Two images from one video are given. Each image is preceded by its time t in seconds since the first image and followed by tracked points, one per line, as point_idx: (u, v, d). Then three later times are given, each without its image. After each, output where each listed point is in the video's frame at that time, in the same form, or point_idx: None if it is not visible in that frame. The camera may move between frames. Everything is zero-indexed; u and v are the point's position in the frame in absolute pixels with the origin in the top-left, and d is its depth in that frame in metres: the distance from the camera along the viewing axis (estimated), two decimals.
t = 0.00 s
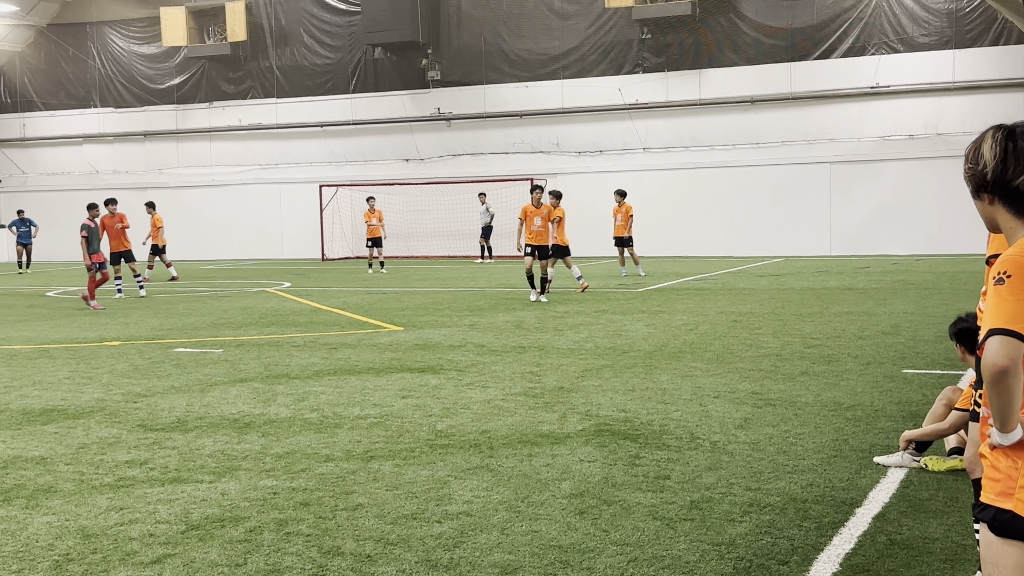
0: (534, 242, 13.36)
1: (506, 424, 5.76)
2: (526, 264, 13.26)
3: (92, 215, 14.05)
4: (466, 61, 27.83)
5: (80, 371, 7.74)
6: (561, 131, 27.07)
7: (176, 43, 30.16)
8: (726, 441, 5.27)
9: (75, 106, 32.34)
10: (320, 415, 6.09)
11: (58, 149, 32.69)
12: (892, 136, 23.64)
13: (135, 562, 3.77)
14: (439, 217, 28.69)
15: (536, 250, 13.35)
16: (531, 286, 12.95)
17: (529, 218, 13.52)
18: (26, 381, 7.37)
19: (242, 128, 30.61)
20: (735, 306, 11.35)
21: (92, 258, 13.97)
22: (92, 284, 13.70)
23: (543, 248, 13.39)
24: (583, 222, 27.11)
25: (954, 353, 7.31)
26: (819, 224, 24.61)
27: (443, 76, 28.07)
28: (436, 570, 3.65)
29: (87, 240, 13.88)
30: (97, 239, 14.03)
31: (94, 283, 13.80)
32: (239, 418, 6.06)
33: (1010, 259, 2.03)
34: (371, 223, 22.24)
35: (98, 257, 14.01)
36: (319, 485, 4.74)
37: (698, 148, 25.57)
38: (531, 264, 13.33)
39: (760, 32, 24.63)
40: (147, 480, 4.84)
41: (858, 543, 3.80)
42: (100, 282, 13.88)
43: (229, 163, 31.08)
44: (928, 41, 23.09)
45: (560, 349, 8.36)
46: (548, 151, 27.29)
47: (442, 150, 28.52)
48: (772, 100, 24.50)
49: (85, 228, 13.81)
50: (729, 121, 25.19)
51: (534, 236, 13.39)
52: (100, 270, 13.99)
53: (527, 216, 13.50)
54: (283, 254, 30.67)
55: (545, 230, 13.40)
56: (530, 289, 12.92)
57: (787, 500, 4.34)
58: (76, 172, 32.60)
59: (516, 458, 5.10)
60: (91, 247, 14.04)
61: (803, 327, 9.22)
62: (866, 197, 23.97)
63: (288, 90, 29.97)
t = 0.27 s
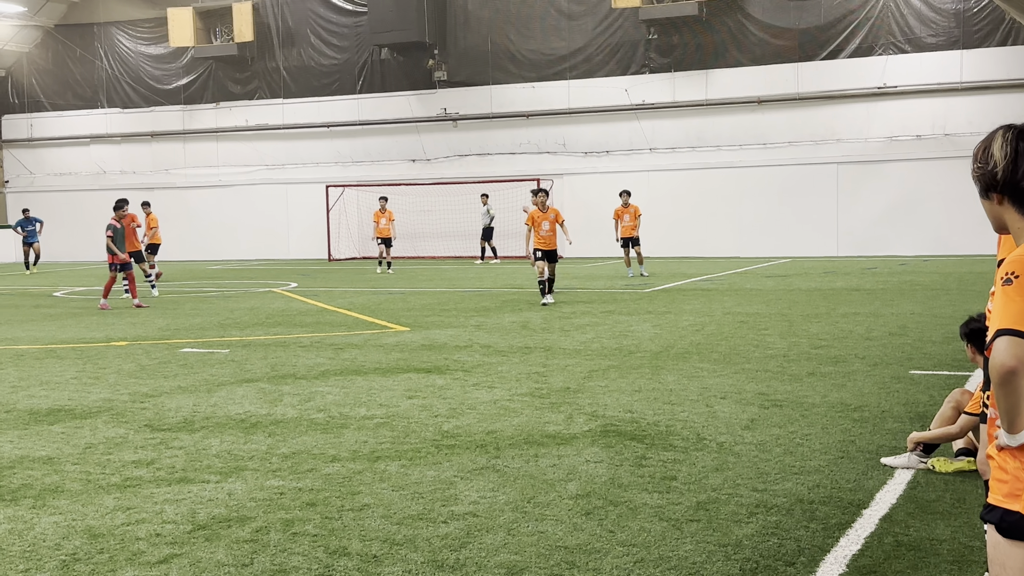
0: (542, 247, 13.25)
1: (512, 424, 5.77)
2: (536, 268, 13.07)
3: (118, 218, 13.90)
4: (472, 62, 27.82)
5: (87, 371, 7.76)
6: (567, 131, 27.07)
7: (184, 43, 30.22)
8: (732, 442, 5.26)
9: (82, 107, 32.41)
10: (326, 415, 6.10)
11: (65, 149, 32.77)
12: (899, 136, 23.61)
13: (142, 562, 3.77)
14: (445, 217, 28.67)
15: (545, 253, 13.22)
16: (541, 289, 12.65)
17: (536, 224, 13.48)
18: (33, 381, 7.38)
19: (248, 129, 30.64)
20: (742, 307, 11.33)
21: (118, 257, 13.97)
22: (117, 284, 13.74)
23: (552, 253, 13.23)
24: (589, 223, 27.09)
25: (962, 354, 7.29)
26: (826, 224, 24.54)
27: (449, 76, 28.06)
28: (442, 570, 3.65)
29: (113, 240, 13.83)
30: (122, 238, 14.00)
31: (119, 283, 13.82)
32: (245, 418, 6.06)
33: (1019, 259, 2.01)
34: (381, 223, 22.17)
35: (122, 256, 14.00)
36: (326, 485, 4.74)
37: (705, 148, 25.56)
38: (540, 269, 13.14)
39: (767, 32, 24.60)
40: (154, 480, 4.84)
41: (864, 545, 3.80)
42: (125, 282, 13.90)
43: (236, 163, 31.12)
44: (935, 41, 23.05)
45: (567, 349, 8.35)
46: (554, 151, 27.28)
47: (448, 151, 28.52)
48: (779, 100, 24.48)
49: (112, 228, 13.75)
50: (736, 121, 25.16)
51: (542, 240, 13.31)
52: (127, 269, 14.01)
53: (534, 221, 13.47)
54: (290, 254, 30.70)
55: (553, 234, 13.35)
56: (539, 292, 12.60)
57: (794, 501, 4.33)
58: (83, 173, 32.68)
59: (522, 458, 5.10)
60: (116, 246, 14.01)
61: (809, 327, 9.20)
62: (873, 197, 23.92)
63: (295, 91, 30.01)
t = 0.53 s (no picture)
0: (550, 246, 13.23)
1: (520, 424, 5.77)
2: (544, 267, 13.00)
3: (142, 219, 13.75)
4: (480, 62, 27.82)
5: (96, 372, 7.77)
6: (575, 132, 27.06)
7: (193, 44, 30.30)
8: (740, 443, 5.26)
9: (91, 108, 32.50)
10: (334, 415, 6.11)
11: (74, 150, 32.88)
12: (908, 137, 23.57)
13: (151, 562, 3.78)
14: (453, 218, 28.66)
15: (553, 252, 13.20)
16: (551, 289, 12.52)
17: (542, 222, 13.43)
18: (42, 381, 7.41)
19: (257, 129, 30.69)
20: (750, 308, 11.32)
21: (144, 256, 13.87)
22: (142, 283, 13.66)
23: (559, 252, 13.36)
24: (598, 223, 27.08)
25: (971, 355, 7.27)
26: (835, 225, 24.49)
27: (458, 77, 28.08)
28: (450, 570, 3.65)
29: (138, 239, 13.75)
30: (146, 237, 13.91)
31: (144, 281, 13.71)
32: (253, 418, 6.07)
33: None
34: (388, 223, 22.25)
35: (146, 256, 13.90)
36: (333, 485, 4.75)
37: (713, 148, 25.54)
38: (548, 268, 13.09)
39: (775, 33, 24.57)
40: (162, 481, 4.85)
41: (873, 546, 3.79)
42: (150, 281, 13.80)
43: (244, 163, 31.19)
44: (944, 42, 23.01)
45: (574, 350, 8.36)
46: (562, 152, 27.28)
47: (457, 151, 28.53)
48: (787, 101, 24.45)
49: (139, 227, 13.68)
50: (743, 122, 25.13)
51: (550, 239, 13.30)
52: (152, 268, 13.90)
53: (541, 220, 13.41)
54: (298, 255, 30.72)
55: (560, 233, 13.36)
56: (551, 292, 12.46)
57: (802, 502, 4.32)
58: (93, 173, 32.79)
59: (530, 459, 5.10)
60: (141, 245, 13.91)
61: (817, 328, 9.19)
62: (882, 197, 23.86)
63: (303, 91, 30.06)
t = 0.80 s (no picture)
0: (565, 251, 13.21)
1: (537, 425, 5.78)
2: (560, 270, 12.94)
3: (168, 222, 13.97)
4: (496, 63, 27.80)
5: (116, 371, 7.83)
6: (592, 132, 27.06)
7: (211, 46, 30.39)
8: (758, 444, 5.25)
9: (110, 109, 32.73)
10: (352, 415, 6.13)
11: (94, 152, 33.16)
12: (927, 137, 23.45)
13: (170, 561, 3.80)
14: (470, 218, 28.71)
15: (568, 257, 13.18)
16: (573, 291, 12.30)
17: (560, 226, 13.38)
18: (64, 380, 7.47)
19: (274, 131, 30.82)
20: (767, 308, 11.29)
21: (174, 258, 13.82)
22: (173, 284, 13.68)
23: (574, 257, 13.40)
24: (614, 224, 27.06)
25: (991, 356, 7.23)
26: (853, 226, 24.39)
27: (474, 78, 28.09)
28: (467, 570, 3.66)
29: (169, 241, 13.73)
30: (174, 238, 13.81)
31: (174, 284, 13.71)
32: (271, 418, 6.10)
33: None
34: (403, 224, 22.24)
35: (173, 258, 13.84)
36: (351, 485, 4.77)
37: (730, 148, 25.48)
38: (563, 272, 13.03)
39: (793, 33, 24.48)
40: (181, 480, 4.88)
41: (891, 548, 3.78)
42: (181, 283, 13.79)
43: (262, 165, 31.34)
44: (964, 41, 22.86)
45: (591, 351, 8.36)
46: (578, 152, 27.27)
47: (473, 152, 28.57)
48: (806, 100, 24.37)
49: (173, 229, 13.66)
50: (759, 122, 25.07)
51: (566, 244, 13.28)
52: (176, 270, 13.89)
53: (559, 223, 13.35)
54: (315, 256, 30.84)
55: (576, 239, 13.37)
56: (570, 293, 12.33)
57: (820, 503, 4.31)
58: (113, 174, 33.05)
59: (547, 459, 5.10)
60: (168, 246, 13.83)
61: (836, 329, 9.16)
62: (900, 198, 23.75)
63: (320, 92, 30.13)
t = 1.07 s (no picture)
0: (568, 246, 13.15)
1: (545, 425, 5.77)
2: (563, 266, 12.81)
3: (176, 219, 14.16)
4: (505, 63, 27.78)
5: (124, 371, 7.83)
6: (600, 132, 27.04)
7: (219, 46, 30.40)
8: (766, 444, 5.24)
9: (119, 109, 32.77)
10: (360, 415, 6.13)
11: (102, 151, 33.20)
12: (936, 136, 23.42)
13: (178, 560, 3.80)
14: (478, 218, 28.72)
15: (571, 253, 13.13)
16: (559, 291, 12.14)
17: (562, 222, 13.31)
18: (73, 380, 7.47)
19: (283, 130, 30.86)
20: (775, 308, 11.29)
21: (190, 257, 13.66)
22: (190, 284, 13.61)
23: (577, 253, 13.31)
24: (623, 224, 27.05)
25: (1000, 357, 7.21)
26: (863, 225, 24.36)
27: (482, 77, 28.05)
28: (475, 570, 3.65)
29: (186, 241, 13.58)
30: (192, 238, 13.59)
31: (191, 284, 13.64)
32: (279, 418, 6.10)
33: None
34: (409, 225, 22.21)
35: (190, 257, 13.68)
36: (359, 485, 4.76)
37: (739, 148, 25.43)
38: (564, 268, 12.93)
39: (802, 32, 24.47)
40: (190, 479, 4.88)
41: (900, 548, 3.77)
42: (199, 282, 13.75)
43: (270, 164, 31.37)
44: (973, 41, 22.87)
45: (599, 351, 8.36)
46: (587, 152, 27.25)
47: (480, 151, 28.56)
48: (815, 100, 24.34)
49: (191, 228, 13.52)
50: (766, 122, 25.04)
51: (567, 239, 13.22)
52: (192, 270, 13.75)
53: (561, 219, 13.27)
54: (323, 255, 30.85)
55: (577, 234, 13.37)
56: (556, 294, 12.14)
57: (828, 504, 4.30)
58: (121, 174, 33.09)
59: (554, 459, 5.09)
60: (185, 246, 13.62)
61: (845, 329, 9.15)
62: (909, 198, 23.73)
63: (329, 92, 30.16)
